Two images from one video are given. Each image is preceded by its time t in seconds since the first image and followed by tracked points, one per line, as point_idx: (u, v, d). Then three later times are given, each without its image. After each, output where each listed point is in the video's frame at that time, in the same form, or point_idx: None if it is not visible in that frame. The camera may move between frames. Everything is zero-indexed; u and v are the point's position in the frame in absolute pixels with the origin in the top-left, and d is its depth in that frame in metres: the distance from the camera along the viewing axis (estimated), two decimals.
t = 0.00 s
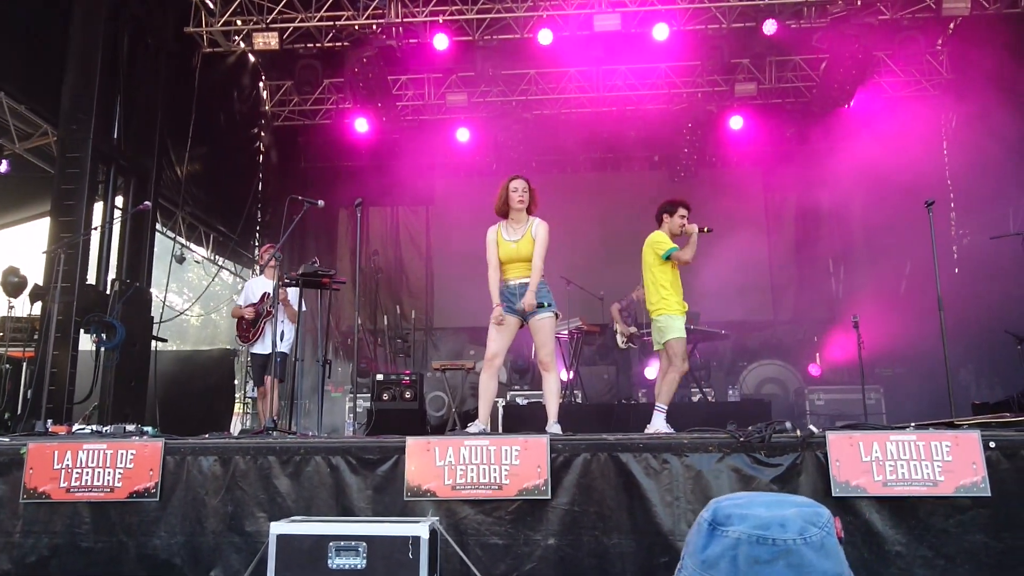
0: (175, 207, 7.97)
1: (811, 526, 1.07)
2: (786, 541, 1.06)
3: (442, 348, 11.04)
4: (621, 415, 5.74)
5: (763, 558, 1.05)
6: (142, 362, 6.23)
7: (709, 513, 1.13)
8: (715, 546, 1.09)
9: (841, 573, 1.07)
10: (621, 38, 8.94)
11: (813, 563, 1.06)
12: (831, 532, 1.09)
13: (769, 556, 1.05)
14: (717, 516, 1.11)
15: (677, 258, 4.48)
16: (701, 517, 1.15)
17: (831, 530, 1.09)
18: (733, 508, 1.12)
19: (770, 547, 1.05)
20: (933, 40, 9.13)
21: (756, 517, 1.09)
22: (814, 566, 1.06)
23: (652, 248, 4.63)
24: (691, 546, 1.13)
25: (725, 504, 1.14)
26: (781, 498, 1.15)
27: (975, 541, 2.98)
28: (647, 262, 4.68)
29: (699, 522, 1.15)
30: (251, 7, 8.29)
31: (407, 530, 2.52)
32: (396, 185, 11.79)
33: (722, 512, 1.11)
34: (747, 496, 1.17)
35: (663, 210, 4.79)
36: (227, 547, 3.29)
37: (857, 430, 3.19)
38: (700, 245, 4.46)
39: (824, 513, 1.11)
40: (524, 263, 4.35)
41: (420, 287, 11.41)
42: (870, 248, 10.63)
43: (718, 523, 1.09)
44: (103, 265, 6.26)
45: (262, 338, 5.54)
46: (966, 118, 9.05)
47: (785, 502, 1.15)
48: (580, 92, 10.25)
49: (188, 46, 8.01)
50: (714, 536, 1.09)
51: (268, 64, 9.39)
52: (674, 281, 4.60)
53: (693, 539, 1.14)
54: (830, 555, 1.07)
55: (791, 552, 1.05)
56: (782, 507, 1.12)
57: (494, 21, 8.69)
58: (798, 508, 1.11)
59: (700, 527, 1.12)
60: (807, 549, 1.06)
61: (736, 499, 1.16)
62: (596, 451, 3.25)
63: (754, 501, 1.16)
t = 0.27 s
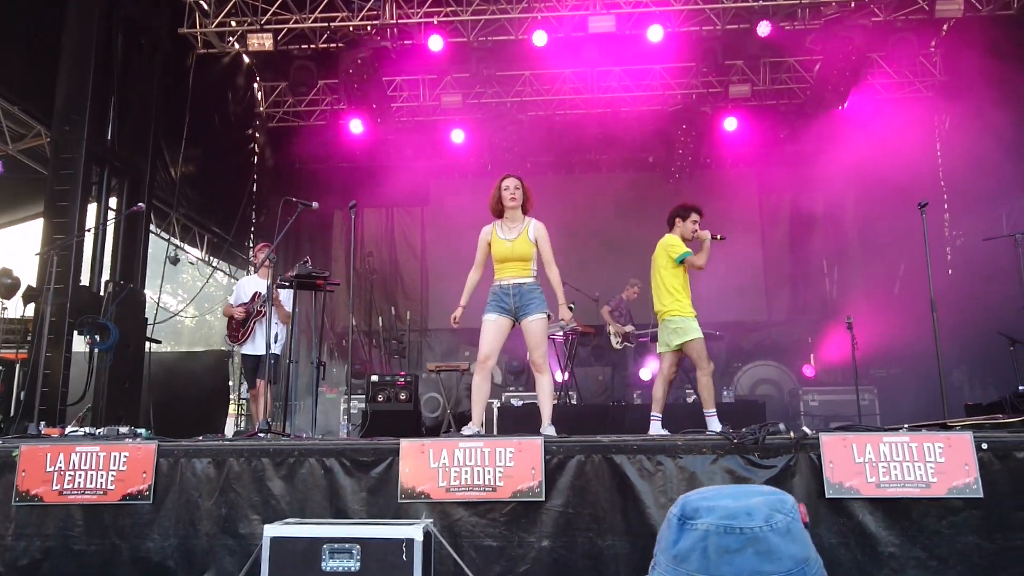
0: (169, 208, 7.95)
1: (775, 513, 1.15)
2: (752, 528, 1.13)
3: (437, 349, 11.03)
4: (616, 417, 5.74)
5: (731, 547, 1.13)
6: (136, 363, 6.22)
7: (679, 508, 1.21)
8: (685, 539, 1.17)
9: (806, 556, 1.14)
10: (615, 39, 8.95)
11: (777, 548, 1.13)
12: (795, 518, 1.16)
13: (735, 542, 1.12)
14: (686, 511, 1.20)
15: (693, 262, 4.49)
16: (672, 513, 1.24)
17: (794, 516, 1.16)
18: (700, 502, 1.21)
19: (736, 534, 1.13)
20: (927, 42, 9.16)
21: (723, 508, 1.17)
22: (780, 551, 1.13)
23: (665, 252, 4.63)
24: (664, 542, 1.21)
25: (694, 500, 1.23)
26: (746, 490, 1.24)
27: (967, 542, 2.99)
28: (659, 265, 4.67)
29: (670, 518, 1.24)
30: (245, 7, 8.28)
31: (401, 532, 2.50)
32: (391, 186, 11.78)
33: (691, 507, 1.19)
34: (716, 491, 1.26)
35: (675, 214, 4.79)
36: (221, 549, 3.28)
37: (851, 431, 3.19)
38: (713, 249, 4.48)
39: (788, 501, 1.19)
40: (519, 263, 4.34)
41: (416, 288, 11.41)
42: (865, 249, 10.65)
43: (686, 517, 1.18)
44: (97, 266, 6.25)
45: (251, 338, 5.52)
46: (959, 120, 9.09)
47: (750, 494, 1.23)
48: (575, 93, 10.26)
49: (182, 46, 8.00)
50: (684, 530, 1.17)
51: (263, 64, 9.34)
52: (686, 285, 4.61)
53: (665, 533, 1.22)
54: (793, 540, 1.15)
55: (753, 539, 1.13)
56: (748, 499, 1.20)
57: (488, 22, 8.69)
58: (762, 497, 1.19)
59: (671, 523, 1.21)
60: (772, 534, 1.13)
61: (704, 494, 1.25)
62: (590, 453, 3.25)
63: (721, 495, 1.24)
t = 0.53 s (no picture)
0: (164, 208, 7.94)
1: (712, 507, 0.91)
2: (691, 537, 0.90)
3: (432, 350, 11.03)
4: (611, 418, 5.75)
5: (674, 560, 0.91)
6: (131, 364, 6.20)
7: (616, 519, 1.00)
8: (628, 557, 0.96)
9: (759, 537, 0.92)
10: (610, 40, 8.97)
11: (725, 544, 0.91)
12: (736, 500, 0.92)
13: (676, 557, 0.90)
14: (622, 524, 0.98)
15: (717, 268, 4.49)
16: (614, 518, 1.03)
17: (737, 498, 0.93)
18: (635, 509, 0.98)
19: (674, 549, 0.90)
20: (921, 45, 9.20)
21: (657, 516, 0.95)
22: (729, 546, 0.91)
23: (688, 255, 4.64)
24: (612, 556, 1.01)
25: (631, 501, 1.01)
26: (678, 473, 0.99)
27: (961, 543, 3.00)
28: (682, 269, 4.67)
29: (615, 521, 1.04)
30: (240, 8, 8.28)
31: (396, 533, 2.50)
32: (387, 187, 11.80)
33: (626, 519, 0.97)
34: (652, 477, 1.03)
35: (697, 217, 4.84)
36: (215, 550, 3.27)
37: (845, 432, 3.20)
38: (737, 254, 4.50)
39: (728, 474, 0.94)
40: (514, 265, 4.34)
41: (411, 288, 11.41)
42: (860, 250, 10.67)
43: (624, 536, 0.97)
44: (92, 267, 6.23)
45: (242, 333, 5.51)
46: (953, 122, 9.13)
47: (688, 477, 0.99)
48: (570, 94, 10.28)
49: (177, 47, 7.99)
50: (627, 548, 0.97)
51: (258, 64, 9.34)
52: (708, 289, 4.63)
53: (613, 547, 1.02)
54: (743, 525, 0.92)
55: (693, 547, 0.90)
56: (685, 487, 0.96)
57: (484, 23, 8.70)
58: (696, 484, 0.94)
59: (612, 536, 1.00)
60: (715, 533, 0.91)
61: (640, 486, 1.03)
62: (585, 454, 3.26)
63: (659, 481, 1.01)
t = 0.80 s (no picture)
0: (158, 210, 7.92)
1: (693, 487, 0.95)
2: (670, 514, 0.93)
3: (427, 351, 11.02)
4: (605, 419, 5.74)
5: (653, 537, 0.94)
6: (124, 366, 6.18)
7: (603, 500, 1.04)
8: (611, 536, 1.00)
9: (737, 522, 0.95)
10: (605, 43, 8.98)
11: (704, 526, 0.94)
12: (718, 484, 0.95)
13: (655, 533, 0.94)
14: (605, 504, 1.02)
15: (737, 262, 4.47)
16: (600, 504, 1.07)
17: (718, 482, 0.96)
18: (620, 491, 1.02)
19: (653, 525, 0.93)
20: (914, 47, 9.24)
21: (640, 495, 0.98)
22: (707, 528, 0.93)
23: (708, 251, 4.61)
24: (597, 539, 1.05)
25: (616, 487, 1.04)
26: (663, 459, 1.04)
27: (955, 542, 3.01)
28: (701, 265, 4.65)
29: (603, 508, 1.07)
30: (234, 8, 8.26)
31: (391, 535, 2.49)
32: (382, 188, 11.80)
33: (610, 499, 1.01)
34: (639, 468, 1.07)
35: (710, 212, 4.81)
36: (209, 553, 3.26)
37: (839, 433, 3.21)
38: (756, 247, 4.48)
39: (711, 463, 0.97)
40: (510, 263, 4.35)
41: (406, 290, 11.40)
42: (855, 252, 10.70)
43: (607, 514, 1.00)
44: (85, 268, 6.20)
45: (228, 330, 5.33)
46: (946, 124, 9.16)
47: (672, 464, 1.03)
48: (565, 95, 10.29)
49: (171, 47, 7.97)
50: (609, 526, 1.00)
51: (252, 65, 9.32)
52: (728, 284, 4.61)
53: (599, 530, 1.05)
54: (723, 509, 0.95)
55: (671, 522, 0.93)
56: (668, 473, 1.00)
57: (479, 24, 8.70)
58: (679, 470, 0.98)
59: (598, 519, 1.04)
60: (694, 512, 0.94)
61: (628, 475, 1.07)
62: (580, 455, 3.26)
63: (643, 470, 1.06)
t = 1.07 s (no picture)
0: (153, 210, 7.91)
1: (693, 476, 0.97)
2: (671, 498, 0.95)
3: (422, 352, 11.02)
4: (600, 420, 5.74)
5: (654, 521, 0.95)
6: (118, 367, 6.16)
7: (603, 490, 1.05)
8: (611, 520, 1.01)
9: (733, 515, 0.97)
10: (601, 44, 8.99)
11: (703, 513, 0.95)
12: (717, 478, 0.98)
13: (656, 516, 0.95)
14: (607, 489, 1.03)
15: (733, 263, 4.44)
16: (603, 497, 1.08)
17: (716, 477, 0.99)
18: (622, 481, 1.03)
19: (655, 507, 0.95)
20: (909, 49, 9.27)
21: (642, 482, 1.00)
22: (706, 515, 0.95)
23: (710, 253, 4.64)
24: (595, 528, 1.06)
25: (616, 480, 1.06)
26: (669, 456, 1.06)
27: (948, 543, 3.02)
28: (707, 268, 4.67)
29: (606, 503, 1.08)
30: (230, 8, 8.25)
31: (385, 536, 2.49)
32: (378, 189, 11.81)
33: (612, 487, 1.02)
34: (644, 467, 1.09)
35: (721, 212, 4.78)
36: (203, 554, 3.25)
37: (834, 434, 3.21)
38: (755, 248, 4.40)
39: (709, 461, 1.01)
40: (507, 262, 4.35)
41: (402, 291, 11.40)
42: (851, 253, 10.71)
43: (609, 500, 1.01)
44: (79, 268, 6.18)
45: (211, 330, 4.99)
46: (941, 125, 9.19)
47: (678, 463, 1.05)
48: (561, 96, 10.30)
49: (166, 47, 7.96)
50: (610, 513, 1.01)
51: (248, 65, 9.31)
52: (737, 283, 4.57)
53: (599, 520, 1.06)
54: (721, 501, 0.97)
55: (673, 505, 0.95)
56: (668, 468, 1.02)
57: (475, 25, 8.71)
58: (680, 464, 1.01)
59: (600, 507, 1.05)
60: (694, 500, 0.95)
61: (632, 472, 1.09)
62: (575, 456, 3.26)
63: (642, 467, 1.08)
